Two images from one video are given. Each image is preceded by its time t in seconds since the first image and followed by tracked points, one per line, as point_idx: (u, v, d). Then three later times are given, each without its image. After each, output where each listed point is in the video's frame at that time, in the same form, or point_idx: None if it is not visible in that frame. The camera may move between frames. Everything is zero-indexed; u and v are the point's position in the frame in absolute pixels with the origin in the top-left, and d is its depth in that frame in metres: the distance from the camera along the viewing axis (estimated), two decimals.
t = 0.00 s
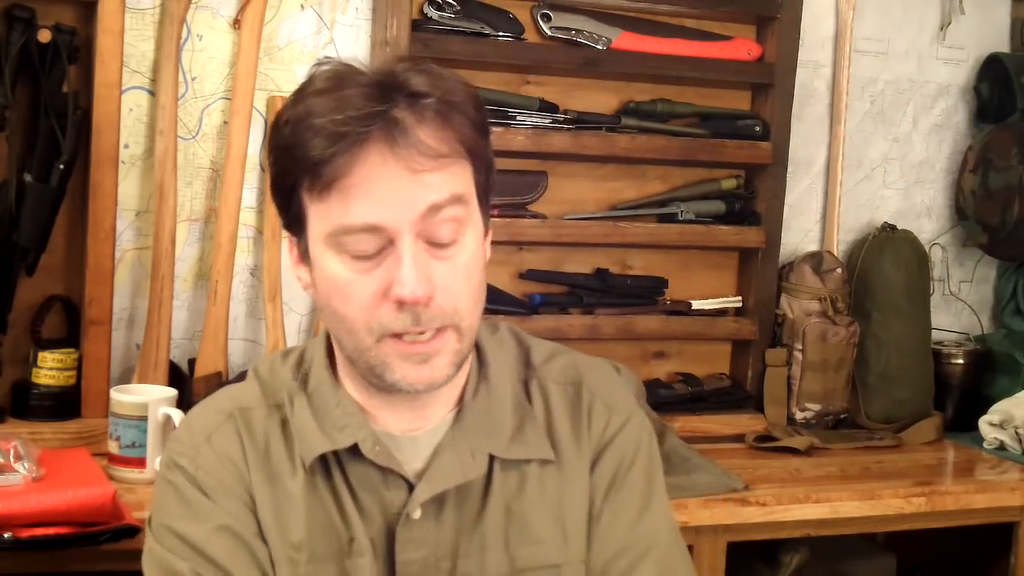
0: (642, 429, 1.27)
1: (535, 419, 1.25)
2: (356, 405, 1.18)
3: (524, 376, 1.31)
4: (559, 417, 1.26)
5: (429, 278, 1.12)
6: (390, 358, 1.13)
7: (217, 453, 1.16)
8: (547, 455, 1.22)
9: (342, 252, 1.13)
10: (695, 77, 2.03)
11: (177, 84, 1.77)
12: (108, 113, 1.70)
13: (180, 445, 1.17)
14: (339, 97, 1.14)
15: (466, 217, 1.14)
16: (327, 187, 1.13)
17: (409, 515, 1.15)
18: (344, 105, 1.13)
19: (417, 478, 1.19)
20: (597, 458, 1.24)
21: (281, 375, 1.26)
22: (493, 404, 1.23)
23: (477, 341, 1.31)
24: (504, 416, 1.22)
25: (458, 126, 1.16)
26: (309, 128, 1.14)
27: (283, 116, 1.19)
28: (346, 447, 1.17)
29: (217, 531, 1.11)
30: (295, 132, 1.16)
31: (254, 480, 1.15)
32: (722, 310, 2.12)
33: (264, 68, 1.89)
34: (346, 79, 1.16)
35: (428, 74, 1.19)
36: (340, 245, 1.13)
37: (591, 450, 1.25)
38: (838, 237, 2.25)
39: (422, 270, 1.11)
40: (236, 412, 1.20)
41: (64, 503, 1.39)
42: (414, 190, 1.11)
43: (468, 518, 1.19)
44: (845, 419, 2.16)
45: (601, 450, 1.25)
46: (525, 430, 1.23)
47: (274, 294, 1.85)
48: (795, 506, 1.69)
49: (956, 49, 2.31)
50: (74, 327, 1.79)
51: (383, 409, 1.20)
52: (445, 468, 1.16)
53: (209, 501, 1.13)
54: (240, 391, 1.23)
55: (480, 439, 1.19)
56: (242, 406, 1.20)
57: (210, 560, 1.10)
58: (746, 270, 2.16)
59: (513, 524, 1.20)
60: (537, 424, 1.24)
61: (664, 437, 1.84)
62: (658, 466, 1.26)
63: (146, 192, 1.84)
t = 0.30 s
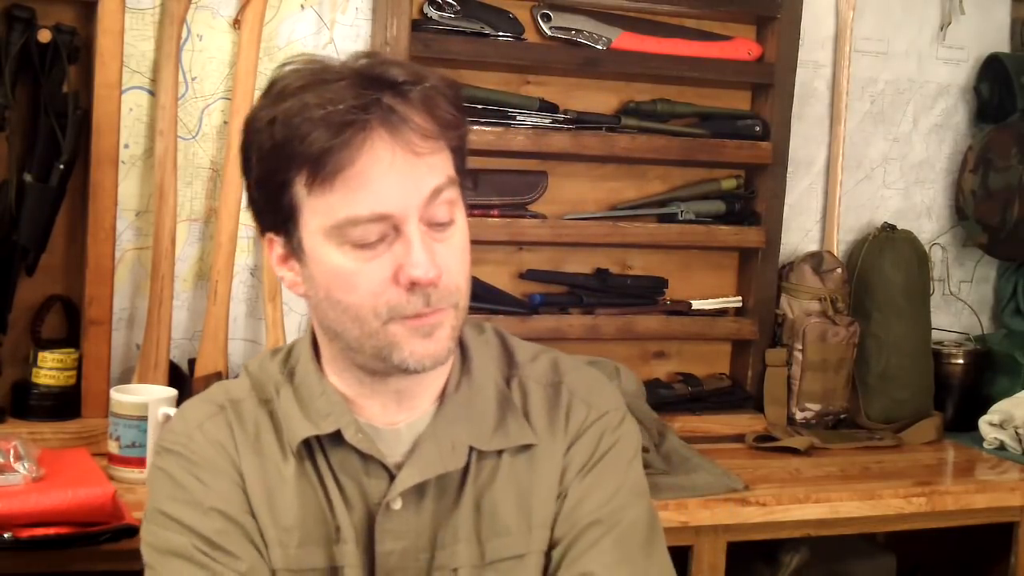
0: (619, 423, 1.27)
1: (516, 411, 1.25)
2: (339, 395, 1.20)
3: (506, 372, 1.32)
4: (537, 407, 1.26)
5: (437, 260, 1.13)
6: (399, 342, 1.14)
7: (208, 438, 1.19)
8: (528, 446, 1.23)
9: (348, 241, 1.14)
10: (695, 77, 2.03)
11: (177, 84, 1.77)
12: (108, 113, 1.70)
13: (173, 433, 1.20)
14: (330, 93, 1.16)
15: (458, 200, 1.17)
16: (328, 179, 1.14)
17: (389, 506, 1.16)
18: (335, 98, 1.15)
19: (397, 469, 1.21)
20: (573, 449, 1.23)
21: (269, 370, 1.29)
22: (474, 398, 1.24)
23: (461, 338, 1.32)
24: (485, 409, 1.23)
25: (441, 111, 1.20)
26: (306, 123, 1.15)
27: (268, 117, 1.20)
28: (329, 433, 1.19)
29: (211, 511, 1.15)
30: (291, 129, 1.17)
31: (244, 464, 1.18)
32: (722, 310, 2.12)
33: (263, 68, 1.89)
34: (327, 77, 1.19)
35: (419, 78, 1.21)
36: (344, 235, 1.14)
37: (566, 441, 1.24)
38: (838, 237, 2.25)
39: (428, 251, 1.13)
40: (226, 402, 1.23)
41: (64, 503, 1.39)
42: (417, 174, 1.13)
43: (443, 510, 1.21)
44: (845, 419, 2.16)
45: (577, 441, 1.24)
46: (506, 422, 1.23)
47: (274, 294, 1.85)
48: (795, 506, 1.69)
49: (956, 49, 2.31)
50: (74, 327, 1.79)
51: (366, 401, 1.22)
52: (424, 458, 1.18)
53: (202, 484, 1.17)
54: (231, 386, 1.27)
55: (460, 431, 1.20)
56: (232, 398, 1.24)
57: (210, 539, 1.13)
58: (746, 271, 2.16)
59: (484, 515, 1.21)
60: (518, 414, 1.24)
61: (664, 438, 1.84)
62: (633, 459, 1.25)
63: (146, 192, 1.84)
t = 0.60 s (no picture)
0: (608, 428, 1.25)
1: (501, 414, 1.24)
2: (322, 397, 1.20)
3: (491, 374, 1.30)
4: (523, 411, 1.25)
5: (417, 256, 1.13)
6: (384, 341, 1.14)
7: (190, 443, 1.20)
8: (512, 449, 1.22)
9: (327, 243, 1.14)
10: (695, 77, 2.03)
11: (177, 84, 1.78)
12: (108, 113, 1.70)
13: (157, 439, 1.21)
14: (295, 94, 1.16)
15: (433, 193, 1.17)
16: (302, 181, 1.14)
17: (373, 508, 1.16)
18: (299, 99, 1.15)
19: (380, 471, 1.20)
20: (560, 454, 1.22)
21: (253, 373, 1.30)
22: (458, 401, 1.23)
23: (444, 339, 1.31)
24: (469, 410, 1.23)
25: (408, 104, 1.20)
26: (275, 126, 1.15)
27: (233, 124, 1.20)
28: (309, 436, 1.19)
29: (195, 518, 1.16)
30: (259, 134, 1.16)
31: (225, 469, 1.18)
32: (722, 310, 2.12)
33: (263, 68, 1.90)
34: (288, 79, 1.18)
35: (393, 77, 1.21)
36: (323, 237, 1.14)
37: (553, 445, 1.23)
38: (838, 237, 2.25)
39: (407, 246, 1.13)
40: (207, 407, 1.24)
41: (64, 503, 1.39)
42: (390, 169, 1.13)
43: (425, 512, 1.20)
44: (845, 419, 2.16)
45: (566, 446, 1.23)
46: (491, 425, 1.22)
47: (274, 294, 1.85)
48: (795, 506, 1.69)
49: (956, 49, 2.31)
50: (74, 327, 1.79)
51: (351, 404, 1.22)
52: (407, 461, 1.17)
53: (186, 490, 1.17)
54: (213, 389, 1.27)
55: (444, 434, 1.20)
56: (214, 402, 1.25)
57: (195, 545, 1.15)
58: (746, 271, 2.16)
59: (469, 520, 1.20)
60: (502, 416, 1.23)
61: (664, 438, 1.84)
62: (622, 464, 1.24)
63: (146, 192, 1.84)
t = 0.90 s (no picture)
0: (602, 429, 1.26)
1: (495, 415, 1.23)
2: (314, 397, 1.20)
3: (485, 374, 1.30)
4: (517, 413, 1.24)
5: (404, 257, 1.13)
6: (374, 340, 1.14)
7: (180, 445, 1.20)
8: (504, 450, 1.21)
9: (314, 246, 1.14)
10: (695, 77, 2.03)
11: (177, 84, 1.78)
12: (108, 113, 1.70)
13: (146, 441, 1.21)
14: (276, 98, 1.16)
15: (419, 193, 1.17)
16: (288, 186, 1.14)
17: (364, 509, 1.15)
18: (280, 102, 1.16)
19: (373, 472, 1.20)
20: (556, 458, 1.22)
21: (246, 373, 1.30)
22: (451, 401, 1.22)
23: (438, 338, 1.31)
24: (463, 411, 1.22)
25: (392, 105, 1.20)
26: (258, 130, 1.16)
27: (218, 131, 1.21)
28: (301, 436, 1.18)
29: (184, 523, 1.16)
30: (243, 139, 1.17)
31: (215, 471, 1.18)
32: (722, 310, 2.12)
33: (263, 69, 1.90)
34: (270, 83, 1.19)
35: (374, 77, 1.22)
36: (310, 241, 1.14)
37: (547, 449, 1.23)
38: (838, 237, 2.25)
39: (392, 247, 1.13)
40: (198, 407, 1.24)
41: (65, 503, 1.39)
42: (373, 171, 1.12)
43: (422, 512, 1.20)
44: (845, 419, 2.16)
45: (561, 449, 1.23)
46: (484, 427, 1.22)
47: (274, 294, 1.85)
48: (795, 506, 1.69)
49: (956, 49, 2.31)
50: (74, 327, 1.79)
51: (345, 406, 1.22)
52: (400, 462, 1.16)
53: (175, 494, 1.18)
54: (205, 388, 1.27)
55: (438, 435, 1.19)
56: (204, 402, 1.25)
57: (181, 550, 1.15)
58: (746, 271, 2.16)
59: (462, 520, 1.20)
60: (495, 416, 1.23)
61: (665, 438, 1.84)
62: (617, 467, 1.24)
63: (146, 192, 1.84)
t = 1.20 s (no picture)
0: (609, 438, 1.25)
1: (497, 420, 1.23)
2: (315, 400, 1.20)
3: (490, 377, 1.29)
4: (521, 420, 1.24)
5: (397, 272, 1.12)
6: (365, 350, 1.14)
7: (175, 452, 1.20)
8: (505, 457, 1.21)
9: (308, 257, 1.14)
10: (695, 77, 2.03)
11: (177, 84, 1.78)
12: (108, 113, 1.70)
13: (141, 446, 1.21)
14: (275, 107, 1.15)
15: (417, 204, 1.16)
16: (284, 197, 1.14)
17: (364, 514, 1.15)
18: (277, 112, 1.14)
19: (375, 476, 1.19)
20: (561, 466, 1.22)
21: (247, 373, 1.29)
22: (453, 405, 1.22)
23: (441, 340, 1.30)
24: (465, 416, 1.22)
25: (391, 114, 1.18)
26: (254, 140, 1.15)
27: (218, 136, 1.20)
28: (303, 440, 1.18)
29: (174, 534, 1.16)
30: (240, 147, 1.16)
31: (210, 480, 1.18)
32: (722, 310, 2.12)
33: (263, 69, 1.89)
34: (271, 91, 1.17)
35: (375, 84, 1.20)
36: (303, 251, 1.14)
37: (553, 458, 1.23)
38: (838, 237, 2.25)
39: (387, 261, 1.12)
40: (195, 412, 1.23)
41: (65, 503, 1.39)
42: (369, 186, 1.11)
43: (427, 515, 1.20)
44: (845, 418, 2.16)
45: (567, 458, 1.23)
46: (485, 433, 1.22)
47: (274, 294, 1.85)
48: (795, 506, 1.69)
49: (956, 49, 2.31)
50: (74, 327, 1.79)
51: (347, 408, 1.22)
52: (402, 467, 1.16)
53: (168, 503, 1.17)
54: (203, 389, 1.27)
55: (439, 441, 1.19)
56: (202, 405, 1.24)
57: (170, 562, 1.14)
58: (746, 271, 2.16)
59: (466, 526, 1.20)
60: (497, 422, 1.23)
61: (665, 437, 1.84)
62: (623, 473, 1.24)
63: (146, 192, 1.84)
